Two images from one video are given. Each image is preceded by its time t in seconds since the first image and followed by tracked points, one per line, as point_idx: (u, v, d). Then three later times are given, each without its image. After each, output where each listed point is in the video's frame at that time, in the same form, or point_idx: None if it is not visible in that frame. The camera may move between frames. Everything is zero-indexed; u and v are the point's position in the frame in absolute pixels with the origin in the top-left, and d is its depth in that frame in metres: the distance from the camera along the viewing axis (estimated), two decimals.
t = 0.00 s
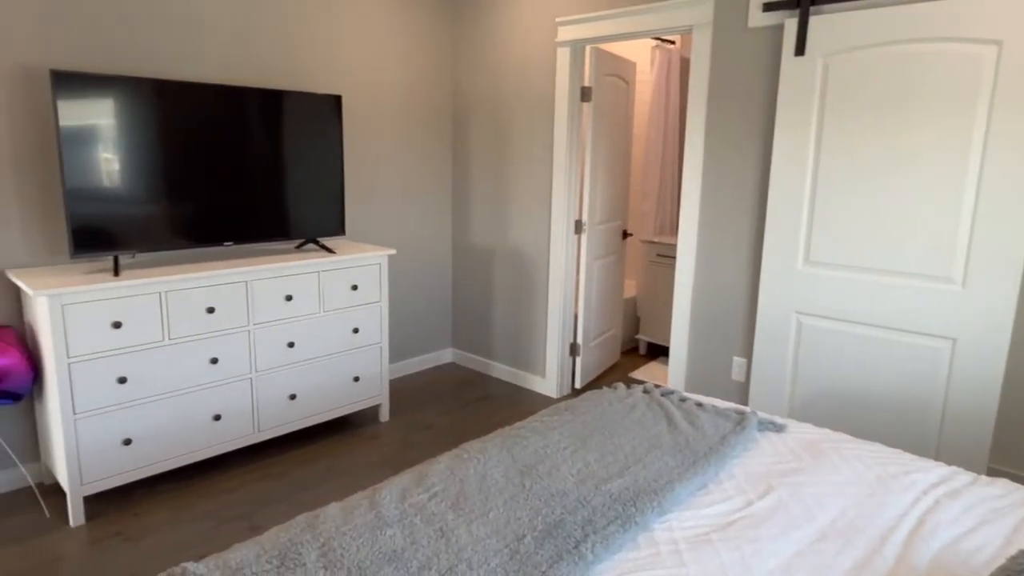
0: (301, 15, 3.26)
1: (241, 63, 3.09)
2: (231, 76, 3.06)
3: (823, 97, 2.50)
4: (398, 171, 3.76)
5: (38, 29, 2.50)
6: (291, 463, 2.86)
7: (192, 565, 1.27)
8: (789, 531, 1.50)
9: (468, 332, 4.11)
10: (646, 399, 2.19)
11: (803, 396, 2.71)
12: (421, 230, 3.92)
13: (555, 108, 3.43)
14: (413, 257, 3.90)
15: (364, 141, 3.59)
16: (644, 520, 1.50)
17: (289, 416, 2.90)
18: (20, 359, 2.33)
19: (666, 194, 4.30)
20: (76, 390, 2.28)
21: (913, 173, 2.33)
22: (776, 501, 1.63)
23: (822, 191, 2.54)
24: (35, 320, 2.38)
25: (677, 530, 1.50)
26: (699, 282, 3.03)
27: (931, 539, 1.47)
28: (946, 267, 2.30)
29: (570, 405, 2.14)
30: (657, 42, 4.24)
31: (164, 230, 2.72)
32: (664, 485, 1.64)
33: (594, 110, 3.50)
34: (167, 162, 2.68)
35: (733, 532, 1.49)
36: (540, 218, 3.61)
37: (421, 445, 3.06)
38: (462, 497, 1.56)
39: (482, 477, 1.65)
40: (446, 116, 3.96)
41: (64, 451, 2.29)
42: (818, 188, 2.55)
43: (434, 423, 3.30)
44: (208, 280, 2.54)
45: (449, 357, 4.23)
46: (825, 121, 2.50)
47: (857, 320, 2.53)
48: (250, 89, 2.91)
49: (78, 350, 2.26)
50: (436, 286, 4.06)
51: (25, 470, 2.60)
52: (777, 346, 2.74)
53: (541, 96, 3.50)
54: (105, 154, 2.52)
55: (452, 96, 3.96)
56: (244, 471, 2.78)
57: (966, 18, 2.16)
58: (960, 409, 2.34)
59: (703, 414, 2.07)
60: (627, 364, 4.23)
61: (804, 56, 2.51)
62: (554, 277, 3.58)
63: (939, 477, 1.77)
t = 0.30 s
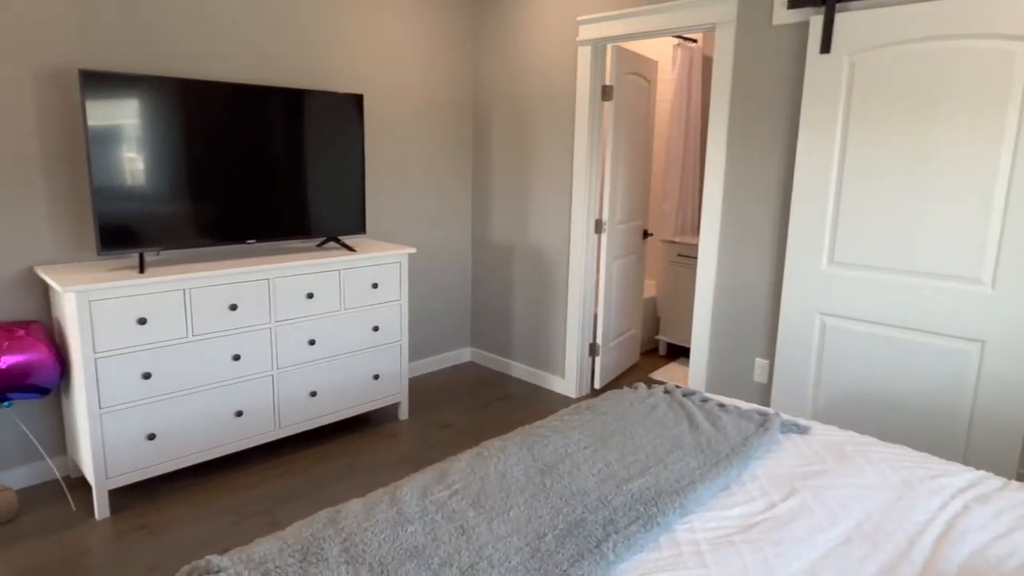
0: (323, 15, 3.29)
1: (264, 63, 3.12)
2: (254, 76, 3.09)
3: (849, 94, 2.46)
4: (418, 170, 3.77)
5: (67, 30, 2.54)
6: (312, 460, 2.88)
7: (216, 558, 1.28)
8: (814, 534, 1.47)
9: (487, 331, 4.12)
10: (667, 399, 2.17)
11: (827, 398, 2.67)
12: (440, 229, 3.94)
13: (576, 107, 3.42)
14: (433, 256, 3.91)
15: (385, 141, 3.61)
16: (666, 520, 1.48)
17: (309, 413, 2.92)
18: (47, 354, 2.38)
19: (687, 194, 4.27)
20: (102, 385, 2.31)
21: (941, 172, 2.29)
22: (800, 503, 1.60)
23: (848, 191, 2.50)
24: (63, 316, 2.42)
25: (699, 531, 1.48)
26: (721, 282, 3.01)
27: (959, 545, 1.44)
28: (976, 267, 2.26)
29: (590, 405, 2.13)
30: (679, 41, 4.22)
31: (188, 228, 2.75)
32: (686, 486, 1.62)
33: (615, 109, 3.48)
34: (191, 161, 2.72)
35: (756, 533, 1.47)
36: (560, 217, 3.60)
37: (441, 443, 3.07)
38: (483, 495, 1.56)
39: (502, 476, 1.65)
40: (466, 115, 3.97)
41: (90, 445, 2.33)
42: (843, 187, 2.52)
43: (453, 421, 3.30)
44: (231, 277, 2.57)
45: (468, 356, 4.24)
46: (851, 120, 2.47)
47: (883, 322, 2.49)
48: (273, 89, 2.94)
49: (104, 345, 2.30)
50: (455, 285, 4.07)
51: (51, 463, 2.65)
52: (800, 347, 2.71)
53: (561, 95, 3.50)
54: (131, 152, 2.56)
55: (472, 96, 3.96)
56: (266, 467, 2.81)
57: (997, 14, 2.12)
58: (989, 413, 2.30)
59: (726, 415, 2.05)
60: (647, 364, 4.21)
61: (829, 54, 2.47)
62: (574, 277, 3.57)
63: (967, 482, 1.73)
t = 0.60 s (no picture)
0: (343, 15, 3.31)
1: (284, 62, 3.15)
2: (275, 75, 3.12)
3: (873, 92, 2.43)
4: (437, 169, 3.79)
5: (93, 30, 2.58)
6: (330, 456, 2.91)
7: (238, 551, 1.29)
8: (837, 536, 1.45)
9: (504, 330, 4.12)
10: (686, 399, 2.16)
11: (848, 400, 2.64)
12: (458, 228, 3.95)
13: (595, 105, 3.42)
14: (450, 255, 3.92)
15: (404, 140, 3.62)
16: (686, 520, 1.47)
17: (328, 410, 2.94)
18: (73, 349, 2.42)
19: (706, 193, 4.25)
20: (125, 379, 2.35)
21: (968, 170, 2.26)
22: (822, 504, 1.59)
23: (871, 189, 2.47)
24: (87, 311, 2.46)
25: (719, 532, 1.47)
26: (741, 282, 2.98)
27: (985, 549, 1.42)
28: (1003, 268, 2.22)
29: (609, 404, 2.12)
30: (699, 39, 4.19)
31: (209, 225, 2.78)
32: (706, 486, 1.61)
33: (634, 107, 3.47)
34: (213, 159, 2.75)
35: (777, 535, 1.46)
36: (579, 216, 3.59)
37: (458, 441, 3.07)
38: (502, 492, 1.56)
39: (521, 473, 1.65)
40: (485, 114, 3.98)
41: (113, 439, 2.36)
42: (866, 186, 2.49)
43: (470, 419, 3.31)
44: (252, 274, 2.59)
45: (484, 355, 4.25)
46: (875, 117, 2.44)
47: (906, 322, 2.46)
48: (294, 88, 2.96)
49: (127, 341, 2.33)
50: (472, 283, 4.08)
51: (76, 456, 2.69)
52: (821, 347, 2.68)
53: (580, 94, 3.49)
54: (155, 150, 2.59)
55: (491, 95, 3.97)
56: (285, 463, 2.83)
57: None
58: (1015, 416, 2.26)
59: (745, 416, 2.03)
60: (665, 364, 4.19)
61: (853, 51, 2.45)
62: (592, 276, 3.57)
63: (993, 485, 1.70)
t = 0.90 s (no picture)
0: (361, 14, 3.33)
1: (302, 61, 3.17)
2: (293, 74, 3.14)
3: (894, 89, 2.41)
4: (453, 168, 3.80)
5: (115, 30, 2.61)
6: (347, 453, 2.93)
7: (258, 543, 1.30)
8: (856, 537, 1.44)
9: (519, 328, 4.12)
10: (703, 398, 2.15)
11: (867, 401, 2.62)
12: (474, 226, 3.96)
13: (611, 104, 3.41)
14: (466, 253, 3.93)
15: (420, 138, 3.64)
16: (703, 519, 1.47)
17: (344, 406, 2.96)
18: (94, 344, 2.45)
19: (723, 192, 4.23)
20: (146, 374, 2.38)
21: (992, 169, 2.23)
22: (841, 505, 1.57)
23: (891, 188, 2.45)
24: (109, 307, 2.49)
25: (736, 531, 1.46)
26: (758, 281, 2.96)
27: (1009, 552, 1.40)
28: None
29: (625, 402, 2.12)
30: (717, 36, 4.17)
31: (228, 223, 2.81)
32: (723, 486, 1.60)
33: (651, 106, 3.46)
34: (232, 157, 2.78)
35: (795, 535, 1.45)
36: (594, 215, 3.59)
37: (473, 439, 3.08)
38: (519, 489, 1.56)
39: (537, 470, 1.65)
40: (501, 112, 3.98)
41: (134, 433, 2.39)
42: (887, 185, 2.46)
43: (486, 417, 3.32)
44: (271, 271, 2.62)
45: (499, 353, 4.25)
46: (896, 115, 2.41)
47: (928, 323, 2.43)
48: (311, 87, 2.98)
49: (148, 336, 2.36)
50: (487, 282, 4.09)
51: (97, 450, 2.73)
52: (839, 348, 2.66)
53: (598, 91, 3.49)
54: (175, 149, 2.62)
55: (507, 93, 3.98)
56: (302, 459, 2.86)
57: None
58: None
59: (763, 416, 2.02)
60: (680, 364, 4.18)
61: (874, 49, 2.42)
62: (607, 275, 3.56)
63: (1016, 488, 1.67)
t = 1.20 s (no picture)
0: (376, 13, 3.34)
1: (318, 60, 3.19)
2: (308, 72, 3.16)
3: (914, 86, 2.38)
4: (466, 166, 3.81)
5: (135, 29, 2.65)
6: (360, 449, 2.94)
7: (275, 537, 1.31)
8: (873, 538, 1.43)
9: (531, 327, 4.13)
10: (718, 397, 2.14)
11: (884, 401, 2.60)
12: (487, 224, 3.96)
13: (626, 102, 3.40)
14: (479, 251, 3.94)
15: (434, 136, 3.65)
16: (718, 518, 1.46)
17: (357, 403, 2.98)
18: (113, 339, 2.49)
19: (738, 190, 4.21)
20: (163, 369, 2.40)
21: (1013, 167, 2.20)
22: (858, 505, 1.56)
23: (910, 186, 2.43)
24: (128, 303, 2.52)
25: (751, 530, 1.45)
26: (774, 280, 2.95)
27: None
28: None
29: (639, 400, 2.12)
30: (733, 34, 4.14)
31: (244, 221, 2.84)
32: (738, 484, 1.59)
33: (666, 104, 3.45)
34: (248, 155, 2.80)
35: (812, 535, 1.44)
36: (608, 213, 3.59)
37: (486, 436, 3.09)
38: (533, 486, 1.57)
39: (551, 467, 1.65)
40: (515, 111, 3.98)
41: (151, 428, 2.42)
42: (906, 183, 2.44)
43: (498, 415, 3.33)
44: (286, 268, 2.64)
45: (512, 351, 4.26)
46: (916, 112, 2.39)
47: (946, 323, 2.41)
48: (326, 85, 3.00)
49: (166, 332, 2.38)
50: (500, 280, 4.09)
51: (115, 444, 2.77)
52: (856, 347, 2.64)
53: (613, 89, 3.47)
54: (192, 147, 2.65)
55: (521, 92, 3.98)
56: (316, 454, 2.88)
57: None
58: None
59: (779, 415, 2.00)
60: (694, 363, 4.16)
61: (894, 45, 2.40)
62: (621, 273, 3.55)
63: None
